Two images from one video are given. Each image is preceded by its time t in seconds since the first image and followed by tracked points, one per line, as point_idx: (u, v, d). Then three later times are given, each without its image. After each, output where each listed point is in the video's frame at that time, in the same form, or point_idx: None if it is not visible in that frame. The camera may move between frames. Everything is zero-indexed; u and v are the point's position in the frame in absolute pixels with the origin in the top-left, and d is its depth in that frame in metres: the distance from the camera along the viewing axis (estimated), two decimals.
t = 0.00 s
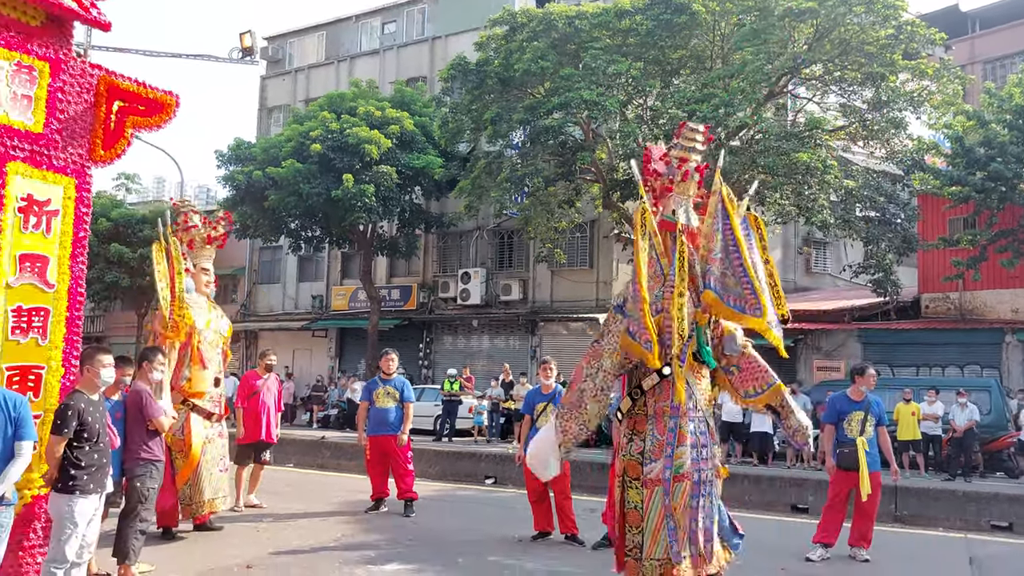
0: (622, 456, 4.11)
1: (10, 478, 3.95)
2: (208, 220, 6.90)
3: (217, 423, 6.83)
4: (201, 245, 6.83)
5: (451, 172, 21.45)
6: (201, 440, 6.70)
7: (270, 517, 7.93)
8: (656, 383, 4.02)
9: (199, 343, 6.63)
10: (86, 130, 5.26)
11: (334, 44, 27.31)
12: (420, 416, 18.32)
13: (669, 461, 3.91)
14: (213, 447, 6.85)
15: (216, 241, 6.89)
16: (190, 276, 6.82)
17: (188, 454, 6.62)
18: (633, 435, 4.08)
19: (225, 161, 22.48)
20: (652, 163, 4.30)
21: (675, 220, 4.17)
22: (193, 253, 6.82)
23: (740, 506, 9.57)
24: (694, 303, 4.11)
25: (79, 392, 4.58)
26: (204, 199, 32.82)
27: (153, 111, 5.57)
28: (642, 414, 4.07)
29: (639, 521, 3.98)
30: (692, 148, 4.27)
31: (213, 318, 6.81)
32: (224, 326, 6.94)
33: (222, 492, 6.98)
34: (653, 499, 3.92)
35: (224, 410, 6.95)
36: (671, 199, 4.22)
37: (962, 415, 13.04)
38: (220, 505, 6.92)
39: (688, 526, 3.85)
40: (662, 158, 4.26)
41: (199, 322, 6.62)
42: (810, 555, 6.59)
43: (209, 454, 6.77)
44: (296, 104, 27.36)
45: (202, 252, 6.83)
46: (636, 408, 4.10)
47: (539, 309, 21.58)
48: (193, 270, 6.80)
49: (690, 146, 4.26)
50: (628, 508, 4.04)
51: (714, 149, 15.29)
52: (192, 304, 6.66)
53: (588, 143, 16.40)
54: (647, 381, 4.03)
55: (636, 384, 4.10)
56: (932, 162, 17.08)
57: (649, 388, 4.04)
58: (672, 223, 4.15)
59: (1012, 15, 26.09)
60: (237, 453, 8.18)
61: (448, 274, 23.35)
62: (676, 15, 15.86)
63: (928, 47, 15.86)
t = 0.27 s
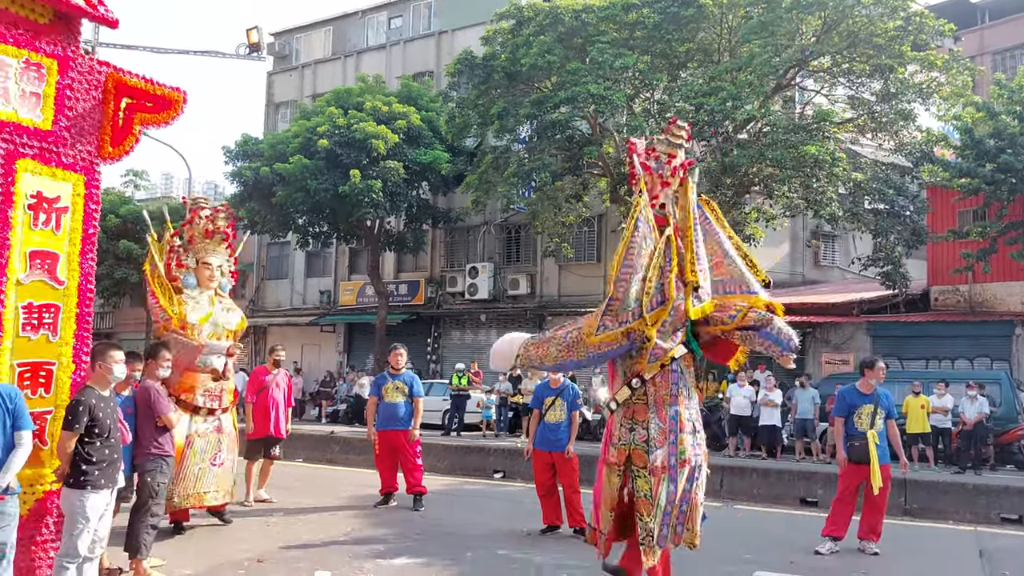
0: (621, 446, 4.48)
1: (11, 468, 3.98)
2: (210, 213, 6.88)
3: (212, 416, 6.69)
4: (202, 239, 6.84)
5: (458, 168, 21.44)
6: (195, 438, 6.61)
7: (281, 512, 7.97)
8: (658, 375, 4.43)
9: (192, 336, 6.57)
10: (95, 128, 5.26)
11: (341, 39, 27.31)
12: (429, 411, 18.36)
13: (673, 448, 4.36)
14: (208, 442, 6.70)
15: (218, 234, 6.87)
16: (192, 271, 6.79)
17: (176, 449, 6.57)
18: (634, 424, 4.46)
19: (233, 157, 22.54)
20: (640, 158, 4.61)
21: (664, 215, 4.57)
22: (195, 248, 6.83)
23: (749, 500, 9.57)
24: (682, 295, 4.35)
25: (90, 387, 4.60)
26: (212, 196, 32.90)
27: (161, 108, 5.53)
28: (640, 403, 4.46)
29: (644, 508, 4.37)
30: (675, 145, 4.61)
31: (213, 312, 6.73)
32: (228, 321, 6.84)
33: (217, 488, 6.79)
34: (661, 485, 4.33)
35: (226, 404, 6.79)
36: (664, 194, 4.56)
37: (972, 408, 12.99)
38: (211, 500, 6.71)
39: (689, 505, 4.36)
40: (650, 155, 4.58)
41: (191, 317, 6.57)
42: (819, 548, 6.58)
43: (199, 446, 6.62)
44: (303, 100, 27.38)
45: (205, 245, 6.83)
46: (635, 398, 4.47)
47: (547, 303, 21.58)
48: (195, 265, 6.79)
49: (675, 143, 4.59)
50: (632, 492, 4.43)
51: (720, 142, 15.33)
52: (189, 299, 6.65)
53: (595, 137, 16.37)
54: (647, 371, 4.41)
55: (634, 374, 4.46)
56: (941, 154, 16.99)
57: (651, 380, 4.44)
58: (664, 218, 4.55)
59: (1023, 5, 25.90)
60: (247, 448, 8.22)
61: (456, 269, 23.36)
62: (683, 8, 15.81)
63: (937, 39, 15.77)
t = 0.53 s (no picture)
0: (620, 450, 5.14)
1: (13, 462, 3.98)
2: (211, 211, 6.90)
3: (220, 414, 6.67)
4: (206, 238, 6.88)
5: (462, 163, 21.43)
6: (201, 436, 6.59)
7: (286, 508, 7.98)
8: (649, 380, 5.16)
9: (196, 334, 6.62)
10: (100, 125, 5.29)
11: (345, 35, 27.29)
12: (433, 407, 18.38)
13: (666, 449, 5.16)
14: (215, 440, 6.66)
15: (219, 231, 6.91)
16: (197, 270, 6.85)
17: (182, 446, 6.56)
18: (630, 429, 5.15)
19: (237, 153, 22.56)
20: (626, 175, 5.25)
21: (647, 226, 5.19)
22: (201, 248, 6.89)
23: (754, 495, 9.57)
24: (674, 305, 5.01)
25: (96, 384, 4.61)
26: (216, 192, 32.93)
27: (166, 106, 5.57)
28: (633, 409, 5.17)
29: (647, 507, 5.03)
30: (643, 154, 5.34)
31: (219, 310, 6.74)
32: (234, 318, 6.84)
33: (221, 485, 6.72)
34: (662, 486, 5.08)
35: (235, 402, 6.79)
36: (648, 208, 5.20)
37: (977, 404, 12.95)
38: (215, 497, 6.65)
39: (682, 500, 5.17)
40: (633, 168, 5.24)
41: (196, 316, 6.60)
42: (824, 544, 6.58)
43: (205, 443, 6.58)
44: (307, 96, 27.38)
45: (209, 244, 6.89)
46: (628, 405, 5.17)
47: (551, 299, 21.57)
48: (201, 265, 6.83)
49: (648, 155, 5.33)
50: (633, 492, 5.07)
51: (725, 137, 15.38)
52: (194, 298, 6.69)
53: (600, 133, 16.34)
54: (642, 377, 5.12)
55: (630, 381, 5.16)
56: (947, 149, 16.93)
57: (643, 386, 5.15)
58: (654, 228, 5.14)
59: None
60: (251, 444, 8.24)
61: (460, 264, 23.36)
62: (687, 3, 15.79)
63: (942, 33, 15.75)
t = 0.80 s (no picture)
0: (586, 438, 5.18)
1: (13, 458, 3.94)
2: (222, 208, 6.82)
3: (242, 408, 6.74)
4: (217, 233, 6.81)
5: (464, 158, 21.43)
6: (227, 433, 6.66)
7: (289, 502, 8.00)
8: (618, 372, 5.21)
9: (215, 332, 6.59)
10: (102, 120, 5.29)
11: (346, 30, 27.27)
12: (435, 402, 18.40)
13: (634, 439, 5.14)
14: (241, 432, 6.74)
15: (230, 228, 6.83)
16: (208, 266, 6.85)
17: (207, 441, 6.62)
18: (596, 420, 5.20)
19: (239, 148, 22.56)
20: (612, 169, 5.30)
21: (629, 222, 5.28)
22: (211, 242, 6.83)
23: (756, 490, 9.57)
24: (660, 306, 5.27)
25: (100, 378, 4.64)
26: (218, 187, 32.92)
27: (169, 100, 5.56)
28: (601, 400, 5.22)
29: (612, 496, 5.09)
30: (629, 154, 5.36)
31: (234, 305, 6.75)
32: (248, 314, 6.82)
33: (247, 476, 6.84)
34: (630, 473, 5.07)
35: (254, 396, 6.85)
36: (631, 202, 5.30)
37: (979, 399, 12.94)
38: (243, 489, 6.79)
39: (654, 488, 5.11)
40: (618, 167, 5.28)
41: (214, 312, 6.59)
42: (826, 539, 6.59)
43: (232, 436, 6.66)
44: (309, 91, 27.37)
45: (219, 240, 6.83)
46: (596, 396, 5.22)
47: (553, 294, 21.58)
48: (212, 260, 6.83)
49: (634, 155, 5.37)
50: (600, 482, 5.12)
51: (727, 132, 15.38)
52: (209, 294, 6.68)
53: (602, 127, 16.32)
54: (612, 370, 5.19)
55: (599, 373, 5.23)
56: (949, 144, 16.91)
57: (611, 378, 5.20)
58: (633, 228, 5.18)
59: None
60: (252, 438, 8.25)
61: (462, 260, 23.38)
62: None
63: (945, 28, 15.77)
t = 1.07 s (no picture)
0: (546, 422, 5.46)
1: (11, 456, 3.93)
2: (234, 204, 6.98)
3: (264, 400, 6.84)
4: (230, 228, 6.94)
5: (467, 154, 21.41)
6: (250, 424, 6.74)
7: (292, 497, 8.02)
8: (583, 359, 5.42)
9: (238, 325, 6.69)
10: (105, 115, 5.28)
11: (349, 25, 27.24)
12: (438, 397, 18.42)
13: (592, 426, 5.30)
14: (262, 425, 6.84)
15: (244, 224, 6.99)
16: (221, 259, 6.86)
17: (235, 434, 6.68)
18: (559, 404, 5.45)
19: (242, 144, 22.57)
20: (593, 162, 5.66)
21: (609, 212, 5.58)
22: (223, 237, 6.93)
23: (758, 486, 9.58)
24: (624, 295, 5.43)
25: (102, 373, 4.63)
26: (221, 182, 32.95)
27: (171, 95, 5.52)
28: (566, 385, 5.47)
29: (563, 476, 5.37)
30: (618, 151, 5.71)
31: (247, 299, 6.88)
32: (258, 306, 6.99)
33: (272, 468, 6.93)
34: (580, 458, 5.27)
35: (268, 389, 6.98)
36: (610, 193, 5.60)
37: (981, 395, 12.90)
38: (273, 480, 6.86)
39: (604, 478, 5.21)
40: (597, 159, 5.63)
41: (236, 305, 6.69)
42: (828, 534, 6.61)
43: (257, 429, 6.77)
44: (311, 86, 27.36)
45: (232, 235, 6.94)
46: (562, 380, 5.47)
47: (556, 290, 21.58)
48: (226, 254, 6.89)
49: (619, 149, 5.72)
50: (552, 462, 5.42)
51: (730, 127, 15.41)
52: (226, 287, 6.74)
53: (604, 123, 16.30)
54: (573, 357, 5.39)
55: (564, 358, 5.46)
56: (953, 140, 16.87)
57: (574, 365, 5.43)
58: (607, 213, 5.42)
59: None
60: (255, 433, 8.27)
61: (464, 255, 23.38)
62: None
63: (948, 23, 15.73)
